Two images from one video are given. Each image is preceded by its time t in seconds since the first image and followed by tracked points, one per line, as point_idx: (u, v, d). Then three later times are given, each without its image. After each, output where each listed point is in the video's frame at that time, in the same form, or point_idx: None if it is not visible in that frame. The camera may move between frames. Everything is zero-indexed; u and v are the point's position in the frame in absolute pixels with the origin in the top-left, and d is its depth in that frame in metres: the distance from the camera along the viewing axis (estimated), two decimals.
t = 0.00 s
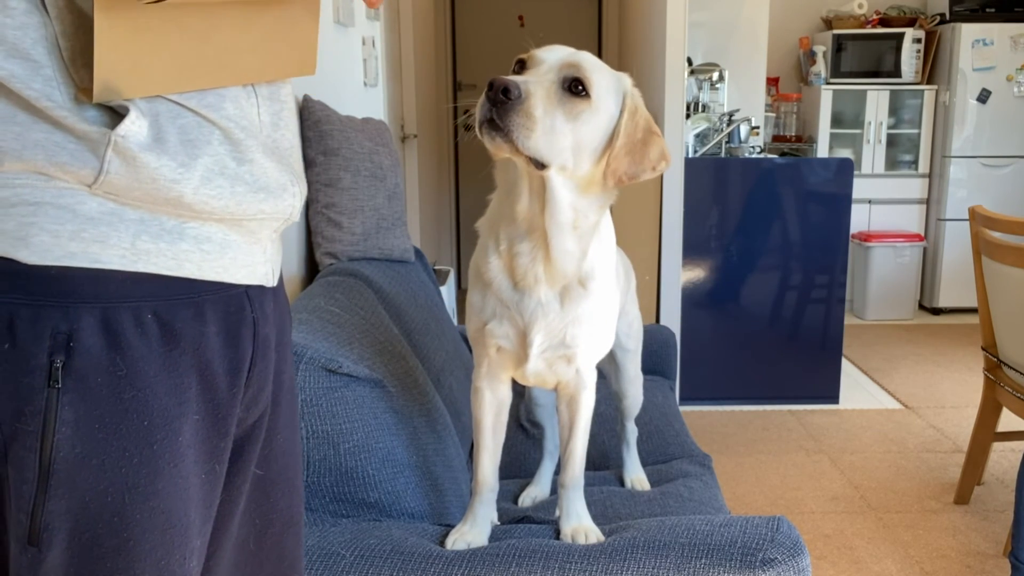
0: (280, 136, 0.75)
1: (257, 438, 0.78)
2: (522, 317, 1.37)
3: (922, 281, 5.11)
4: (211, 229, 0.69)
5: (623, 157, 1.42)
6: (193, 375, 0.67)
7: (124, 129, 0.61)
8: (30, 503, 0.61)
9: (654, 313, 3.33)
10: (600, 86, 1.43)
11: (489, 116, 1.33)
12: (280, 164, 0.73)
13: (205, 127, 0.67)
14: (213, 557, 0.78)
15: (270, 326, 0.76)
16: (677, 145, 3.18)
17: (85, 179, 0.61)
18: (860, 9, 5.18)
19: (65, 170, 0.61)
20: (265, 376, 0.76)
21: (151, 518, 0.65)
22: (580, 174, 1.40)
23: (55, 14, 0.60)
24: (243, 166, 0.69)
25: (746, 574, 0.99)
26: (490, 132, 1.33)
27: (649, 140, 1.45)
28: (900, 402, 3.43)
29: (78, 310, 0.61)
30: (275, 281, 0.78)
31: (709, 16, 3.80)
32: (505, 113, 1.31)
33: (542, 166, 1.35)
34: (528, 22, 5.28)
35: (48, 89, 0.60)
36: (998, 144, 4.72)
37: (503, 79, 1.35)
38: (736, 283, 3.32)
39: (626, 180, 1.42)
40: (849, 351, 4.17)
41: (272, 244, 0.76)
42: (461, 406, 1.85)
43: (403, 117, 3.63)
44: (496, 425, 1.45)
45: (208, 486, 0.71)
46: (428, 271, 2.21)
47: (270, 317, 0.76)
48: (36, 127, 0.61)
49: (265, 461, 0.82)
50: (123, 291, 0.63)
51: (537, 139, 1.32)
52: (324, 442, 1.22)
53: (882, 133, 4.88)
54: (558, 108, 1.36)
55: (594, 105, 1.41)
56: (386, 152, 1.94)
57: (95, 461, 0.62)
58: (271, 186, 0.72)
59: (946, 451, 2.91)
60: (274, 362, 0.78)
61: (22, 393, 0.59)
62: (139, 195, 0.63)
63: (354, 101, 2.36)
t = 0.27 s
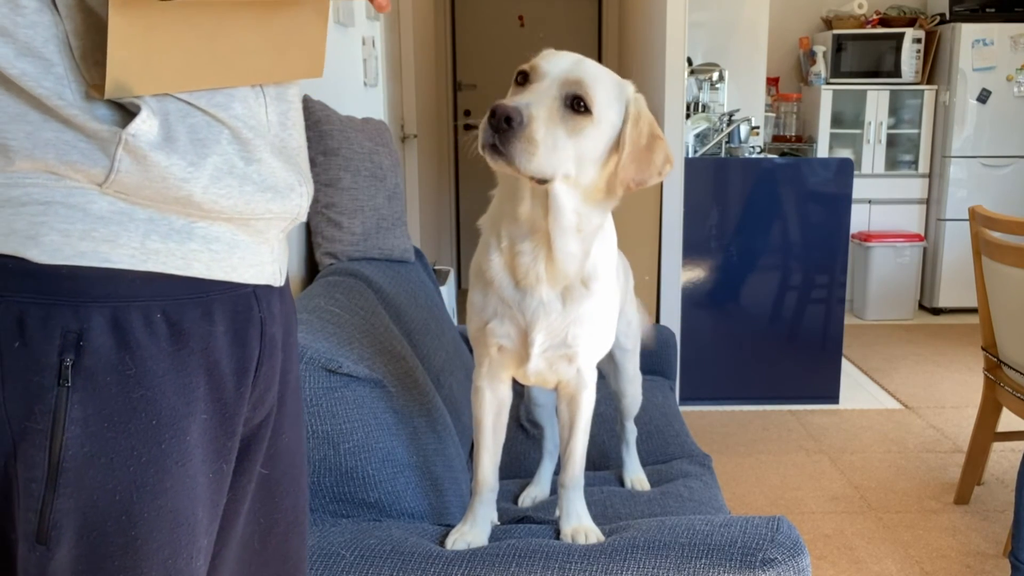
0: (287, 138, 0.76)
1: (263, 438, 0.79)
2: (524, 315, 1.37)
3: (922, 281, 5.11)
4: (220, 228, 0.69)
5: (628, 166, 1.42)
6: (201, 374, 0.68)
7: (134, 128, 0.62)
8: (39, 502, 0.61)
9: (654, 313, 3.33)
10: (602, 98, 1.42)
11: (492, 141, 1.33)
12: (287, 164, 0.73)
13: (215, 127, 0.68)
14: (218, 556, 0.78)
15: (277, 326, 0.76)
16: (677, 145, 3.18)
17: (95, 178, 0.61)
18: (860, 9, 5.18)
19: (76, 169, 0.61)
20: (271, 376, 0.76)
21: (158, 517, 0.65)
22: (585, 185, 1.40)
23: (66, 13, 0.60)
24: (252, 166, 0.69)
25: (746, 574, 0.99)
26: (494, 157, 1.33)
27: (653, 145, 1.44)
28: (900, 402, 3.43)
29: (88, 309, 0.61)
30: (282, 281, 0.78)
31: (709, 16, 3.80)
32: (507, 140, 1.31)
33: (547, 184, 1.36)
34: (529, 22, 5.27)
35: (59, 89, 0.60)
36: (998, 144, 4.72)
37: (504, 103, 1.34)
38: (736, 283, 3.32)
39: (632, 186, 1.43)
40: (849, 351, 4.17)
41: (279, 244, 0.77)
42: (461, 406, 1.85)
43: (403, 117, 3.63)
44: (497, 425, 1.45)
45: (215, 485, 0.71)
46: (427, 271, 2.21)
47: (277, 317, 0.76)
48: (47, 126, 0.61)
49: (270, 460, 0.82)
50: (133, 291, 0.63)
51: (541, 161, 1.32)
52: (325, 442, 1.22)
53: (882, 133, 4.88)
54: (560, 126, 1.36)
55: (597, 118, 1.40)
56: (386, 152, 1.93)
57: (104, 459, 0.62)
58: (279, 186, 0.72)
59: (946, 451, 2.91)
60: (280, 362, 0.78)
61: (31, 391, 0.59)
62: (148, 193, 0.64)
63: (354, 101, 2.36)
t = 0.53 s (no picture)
0: (293, 137, 0.76)
1: (267, 438, 0.78)
2: (524, 320, 1.36)
3: (922, 281, 5.11)
4: (224, 228, 0.68)
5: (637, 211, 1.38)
6: (205, 374, 0.67)
7: (139, 126, 0.61)
8: (43, 501, 0.61)
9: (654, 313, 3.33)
10: (610, 157, 1.31)
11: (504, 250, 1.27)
12: (291, 163, 0.73)
13: (219, 126, 0.67)
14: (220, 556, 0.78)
15: (282, 326, 0.76)
16: (677, 145, 3.18)
17: (100, 176, 0.61)
18: (860, 9, 5.18)
19: (82, 168, 0.61)
20: (275, 377, 0.76)
21: (162, 517, 0.65)
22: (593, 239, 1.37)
23: (72, 12, 0.60)
24: (256, 166, 0.69)
25: (746, 574, 0.99)
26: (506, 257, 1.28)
27: (661, 182, 1.39)
28: (900, 402, 3.44)
29: (93, 308, 0.61)
30: (286, 281, 0.78)
31: (709, 16, 3.80)
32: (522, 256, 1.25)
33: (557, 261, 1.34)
34: (528, 22, 5.27)
35: (63, 87, 0.60)
36: (998, 144, 4.72)
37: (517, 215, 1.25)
38: (736, 283, 3.32)
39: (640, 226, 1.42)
40: (849, 351, 4.17)
41: (283, 244, 0.77)
42: (461, 406, 1.85)
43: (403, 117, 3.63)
44: (497, 424, 1.45)
45: (219, 485, 0.71)
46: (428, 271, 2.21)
47: (281, 316, 0.76)
48: (52, 124, 0.61)
49: (274, 460, 0.82)
50: (137, 290, 0.63)
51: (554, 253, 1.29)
52: (324, 443, 1.22)
53: (882, 133, 4.88)
54: (571, 209, 1.29)
55: (608, 184, 1.32)
56: (387, 152, 1.93)
57: (108, 459, 0.62)
58: (283, 186, 0.72)
59: (946, 451, 2.91)
60: (284, 362, 0.78)
61: (35, 389, 0.59)
62: (153, 192, 0.63)
63: (354, 102, 2.36)
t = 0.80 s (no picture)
0: (295, 136, 0.76)
1: (267, 438, 0.78)
2: (525, 334, 1.36)
3: (922, 281, 5.11)
4: (225, 228, 0.68)
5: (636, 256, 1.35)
6: (206, 375, 0.67)
7: (141, 126, 0.61)
8: (44, 501, 0.61)
9: (654, 313, 3.33)
10: (600, 213, 1.27)
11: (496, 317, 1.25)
12: (292, 163, 0.73)
13: (220, 126, 0.68)
14: (221, 556, 0.78)
15: (282, 326, 0.76)
16: (677, 145, 3.18)
17: (101, 176, 0.61)
18: (860, 9, 5.18)
19: (83, 168, 0.61)
20: (276, 378, 0.76)
21: (162, 518, 0.65)
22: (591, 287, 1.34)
23: (75, 12, 0.60)
24: (257, 166, 0.69)
25: (746, 574, 0.99)
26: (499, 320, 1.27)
27: (659, 227, 1.35)
28: (900, 402, 3.43)
29: (94, 308, 0.61)
30: (287, 281, 0.78)
31: (710, 16, 3.80)
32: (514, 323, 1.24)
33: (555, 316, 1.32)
34: (528, 22, 5.27)
35: (65, 86, 0.60)
36: (998, 144, 4.72)
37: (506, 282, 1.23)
38: (736, 283, 3.32)
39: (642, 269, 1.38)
40: (849, 351, 4.16)
41: (284, 243, 0.77)
42: (461, 406, 1.85)
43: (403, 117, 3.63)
44: (498, 424, 1.44)
45: (220, 485, 0.71)
46: (428, 271, 2.21)
47: (281, 316, 0.75)
48: (53, 124, 0.61)
49: (274, 459, 0.82)
50: (138, 290, 0.63)
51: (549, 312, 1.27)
52: (324, 443, 1.22)
53: (882, 133, 4.88)
54: (563, 268, 1.26)
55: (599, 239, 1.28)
56: (387, 152, 1.93)
57: (109, 458, 0.62)
58: (284, 186, 0.72)
59: (946, 451, 2.91)
60: (285, 362, 0.78)
61: (36, 387, 0.59)
62: (154, 192, 0.63)
63: (354, 102, 2.36)
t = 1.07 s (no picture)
0: (295, 135, 0.77)
1: (267, 438, 0.78)
2: (527, 335, 1.37)
3: (922, 281, 5.11)
4: (225, 228, 0.68)
5: (625, 230, 1.39)
6: (206, 375, 0.67)
7: (143, 126, 0.61)
8: (45, 500, 0.61)
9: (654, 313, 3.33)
10: (588, 169, 1.35)
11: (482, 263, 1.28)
12: (291, 163, 0.74)
13: (221, 125, 0.68)
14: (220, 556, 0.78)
15: (282, 326, 0.76)
16: (677, 144, 3.18)
17: (103, 176, 0.61)
18: (860, 9, 5.18)
19: (84, 167, 0.60)
20: (276, 377, 0.76)
21: (163, 517, 0.65)
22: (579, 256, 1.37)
23: (78, 8, 0.60)
24: (258, 166, 0.69)
25: (746, 574, 0.99)
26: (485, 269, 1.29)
27: (651, 204, 1.41)
28: (901, 402, 3.43)
29: (94, 308, 0.61)
30: (286, 281, 0.78)
31: (710, 16, 3.80)
32: (497, 263, 1.26)
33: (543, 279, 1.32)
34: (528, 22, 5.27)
35: (67, 85, 0.60)
36: (998, 144, 4.72)
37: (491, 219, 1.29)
38: (737, 283, 3.32)
39: (636, 252, 1.41)
40: (849, 351, 4.16)
41: (284, 244, 0.77)
42: (461, 406, 1.85)
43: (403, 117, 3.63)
44: (499, 425, 1.44)
45: (220, 485, 0.71)
46: (427, 271, 2.21)
47: (280, 315, 0.76)
48: (55, 123, 0.61)
49: (273, 459, 0.82)
50: (137, 290, 0.63)
51: (539, 265, 1.28)
52: (325, 442, 1.22)
53: (882, 133, 4.88)
54: (550, 217, 1.31)
55: (587, 195, 1.35)
56: (387, 152, 1.93)
57: (110, 458, 0.62)
58: (284, 186, 0.72)
59: (946, 451, 2.91)
60: (284, 361, 0.78)
61: (38, 388, 0.60)
62: (156, 191, 0.63)
63: (354, 102, 2.36)
